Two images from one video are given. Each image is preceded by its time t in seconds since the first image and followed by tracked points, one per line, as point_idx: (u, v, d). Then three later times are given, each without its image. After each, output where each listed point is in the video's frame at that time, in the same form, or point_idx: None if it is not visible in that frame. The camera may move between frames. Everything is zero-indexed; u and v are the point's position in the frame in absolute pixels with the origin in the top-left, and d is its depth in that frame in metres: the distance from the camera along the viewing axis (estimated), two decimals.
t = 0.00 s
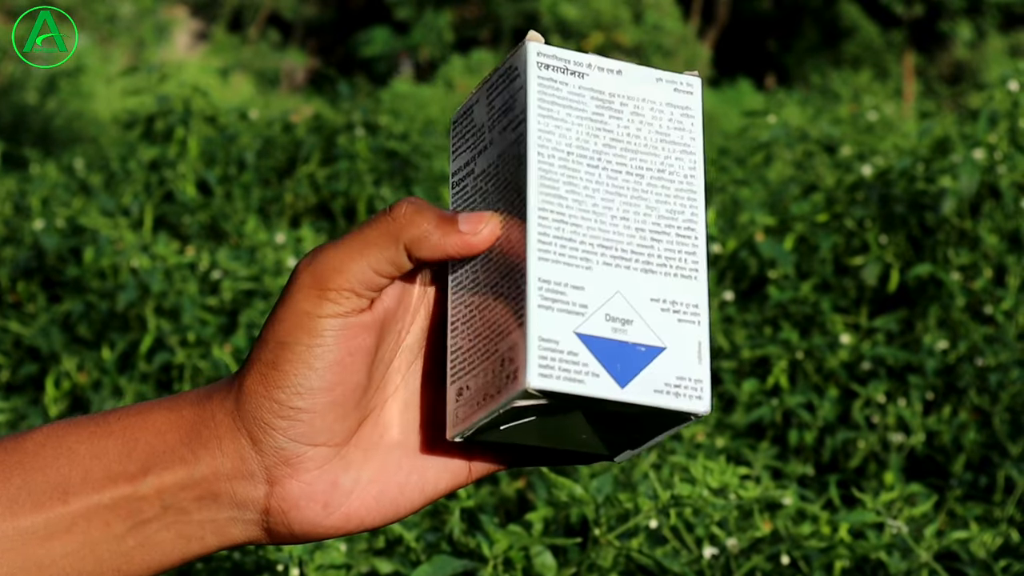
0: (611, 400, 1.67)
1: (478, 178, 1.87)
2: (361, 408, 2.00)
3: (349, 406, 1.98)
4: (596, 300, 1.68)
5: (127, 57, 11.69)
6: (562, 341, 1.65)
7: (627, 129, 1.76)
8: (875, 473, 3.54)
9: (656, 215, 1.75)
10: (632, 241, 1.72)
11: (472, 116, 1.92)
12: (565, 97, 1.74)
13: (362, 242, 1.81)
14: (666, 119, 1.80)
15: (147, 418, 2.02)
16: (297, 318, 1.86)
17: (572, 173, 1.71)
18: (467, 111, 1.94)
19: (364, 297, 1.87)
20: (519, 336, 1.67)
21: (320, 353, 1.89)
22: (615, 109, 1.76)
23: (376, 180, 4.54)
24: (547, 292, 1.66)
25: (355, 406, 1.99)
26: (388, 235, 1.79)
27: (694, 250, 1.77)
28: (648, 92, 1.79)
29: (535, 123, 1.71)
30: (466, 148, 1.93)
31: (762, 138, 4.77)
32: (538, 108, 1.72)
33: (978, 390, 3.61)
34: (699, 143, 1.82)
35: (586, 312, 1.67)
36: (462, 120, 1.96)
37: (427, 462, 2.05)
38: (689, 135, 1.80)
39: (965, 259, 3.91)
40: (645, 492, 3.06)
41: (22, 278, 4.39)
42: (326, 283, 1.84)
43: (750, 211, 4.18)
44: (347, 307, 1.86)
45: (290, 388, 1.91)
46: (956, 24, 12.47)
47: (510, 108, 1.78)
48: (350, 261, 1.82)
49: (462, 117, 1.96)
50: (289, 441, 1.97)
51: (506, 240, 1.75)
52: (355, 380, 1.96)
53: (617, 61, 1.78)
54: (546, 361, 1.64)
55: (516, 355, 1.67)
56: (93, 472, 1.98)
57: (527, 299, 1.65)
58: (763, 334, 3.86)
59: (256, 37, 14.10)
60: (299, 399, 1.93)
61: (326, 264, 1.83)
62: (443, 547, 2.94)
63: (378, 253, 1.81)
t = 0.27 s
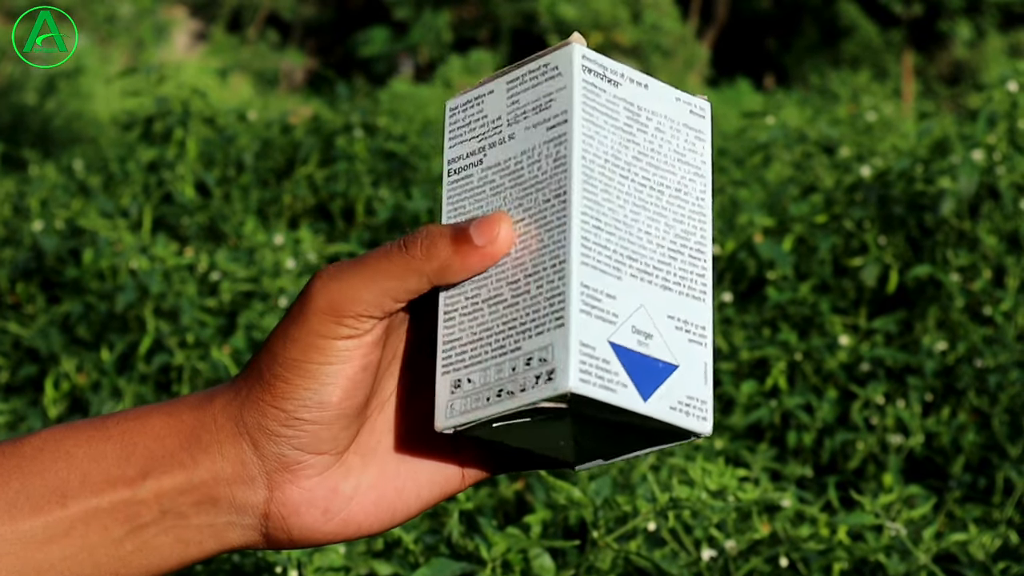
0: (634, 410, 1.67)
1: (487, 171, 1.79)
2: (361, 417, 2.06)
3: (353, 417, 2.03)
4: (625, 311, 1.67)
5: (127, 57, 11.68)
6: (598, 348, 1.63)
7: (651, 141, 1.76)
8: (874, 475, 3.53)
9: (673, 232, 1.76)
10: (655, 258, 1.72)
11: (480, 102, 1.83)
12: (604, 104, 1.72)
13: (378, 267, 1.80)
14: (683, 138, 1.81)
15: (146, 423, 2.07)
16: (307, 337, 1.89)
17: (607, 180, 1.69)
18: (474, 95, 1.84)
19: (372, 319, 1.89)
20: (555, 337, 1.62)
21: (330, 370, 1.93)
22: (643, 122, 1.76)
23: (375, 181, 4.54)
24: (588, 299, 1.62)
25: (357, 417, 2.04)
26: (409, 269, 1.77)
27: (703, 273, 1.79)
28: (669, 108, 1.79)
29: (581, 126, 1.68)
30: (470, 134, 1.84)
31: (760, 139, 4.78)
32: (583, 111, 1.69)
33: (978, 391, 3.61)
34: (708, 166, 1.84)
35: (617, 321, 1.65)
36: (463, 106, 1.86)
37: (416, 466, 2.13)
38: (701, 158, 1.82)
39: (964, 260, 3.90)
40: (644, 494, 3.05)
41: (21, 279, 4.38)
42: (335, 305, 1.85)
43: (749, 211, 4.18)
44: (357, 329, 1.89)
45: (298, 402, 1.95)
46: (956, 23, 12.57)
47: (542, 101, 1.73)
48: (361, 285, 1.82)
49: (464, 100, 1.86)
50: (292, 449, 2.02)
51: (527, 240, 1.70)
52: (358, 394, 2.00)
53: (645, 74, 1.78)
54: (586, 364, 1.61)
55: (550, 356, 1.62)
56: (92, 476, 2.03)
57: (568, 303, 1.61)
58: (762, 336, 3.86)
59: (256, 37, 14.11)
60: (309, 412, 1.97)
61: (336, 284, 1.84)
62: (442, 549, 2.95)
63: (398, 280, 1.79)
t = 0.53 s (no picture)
0: (619, 437, 1.69)
1: (486, 170, 1.76)
2: (368, 420, 1.98)
3: (360, 422, 1.96)
4: (619, 336, 1.68)
5: (125, 60, 11.70)
6: (595, 374, 1.64)
7: (653, 159, 1.77)
8: (873, 478, 3.53)
9: (665, 253, 1.77)
10: (648, 279, 1.74)
11: (482, 97, 1.79)
12: (616, 121, 1.72)
13: (376, 270, 1.75)
14: (681, 156, 1.81)
15: (152, 426, 2.01)
16: (314, 341, 1.83)
17: (613, 199, 1.69)
18: (476, 88, 1.80)
19: (381, 322, 1.83)
20: (557, 359, 1.62)
21: (336, 375, 1.87)
22: (648, 141, 1.77)
23: (373, 185, 4.54)
24: (590, 324, 1.64)
25: (364, 419, 1.96)
26: (403, 268, 1.73)
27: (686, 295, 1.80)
28: (671, 127, 1.80)
29: (595, 145, 1.68)
30: (467, 128, 1.80)
31: (759, 142, 4.79)
32: (597, 128, 1.69)
33: (976, 395, 3.61)
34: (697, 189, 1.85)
35: (611, 345, 1.67)
36: (462, 98, 1.82)
37: (422, 469, 2.04)
38: (694, 178, 1.83)
39: (963, 263, 3.90)
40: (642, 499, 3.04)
41: (20, 283, 4.38)
42: (340, 310, 1.80)
43: (747, 215, 4.18)
44: (365, 333, 1.83)
45: (304, 406, 1.89)
46: (955, 25, 12.84)
47: (554, 109, 1.71)
48: (364, 289, 1.77)
49: (462, 92, 1.81)
50: (299, 453, 1.95)
51: (527, 250, 1.69)
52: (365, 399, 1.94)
53: (652, 91, 1.79)
54: (585, 391, 1.62)
55: (549, 378, 1.63)
56: (97, 480, 1.97)
57: (572, 327, 1.62)
58: (760, 340, 3.86)
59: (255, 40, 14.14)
60: (314, 417, 1.90)
61: (340, 286, 1.79)
62: (442, 553, 2.96)
63: (399, 288, 1.75)
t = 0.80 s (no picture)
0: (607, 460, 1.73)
1: (493, 178, 1.76)
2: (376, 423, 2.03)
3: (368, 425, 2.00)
4: (615, 360, 1.72)
5: (122, 66, 11.73)
6: (593, 401, 1.68)
7: (655, 182, 1.81)
8: (871, 485, 3.54)
9: (658, 275, 1.81)
10: (643, 302, 1.78)
11: (493, 101, 1.79)
12: (629, 144, 1.74)
13: (378, 276, 1.77)
14: (679, 178, 1.85)
15: (162, 429, 2.06)
16: (321, 344, 1.87)
17: (620, 222, 1.72)
18: (488, 91, 1.79)
19: (387, 325, 1.85)
20: (560, 384, 1.66)
21: (344, 376, 1.91)
22: (653, 165, 1.80)
23: (372, 191, 4.54)
24: (594, 350, 1.67)
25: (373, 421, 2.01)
26: (402, 268, 1.73)
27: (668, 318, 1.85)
28: (672, 150, 1.84)
29: (611, 169, 1.70)
30: (475, 130, 1.79)
31: (757, 148, 4.79)
32: (614, 154, 1.71)
33: (974, 402, 3.61)
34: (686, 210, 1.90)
35: (608, 370, 1.71)
36: (471, 99, 1.81)
37: (426, 476, 2.07)
38: (686, 201, 1.86)
39: (960, 270, 3.91)
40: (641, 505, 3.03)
41: (18, 289, 4.38)
42: (344, 315, 1.82)
43: (745, 222, 4.18)
44: (371, 337, 1.86)
45: (313, 406, 1.94)
46: (952, 31, 13.82)
47: (571, 127, 1.73)
48: (369, 293, 1.78)
49: (471, 93, 1.80)
50: (308, 452, 2.00)
51: (532, 266, 1.71)
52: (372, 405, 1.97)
53: (661, 115, 1.82)
54: (583, 418, 1.66)
55: (550, 402, 1.66)
56: (107, 482, 2.02)
57: (577, 354, 1.66)
58: (759, 346, 3.86)
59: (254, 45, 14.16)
60: (323, 416, 1.95)
61: (345, 290, 1.81)
62: (439, 560, 2.96)
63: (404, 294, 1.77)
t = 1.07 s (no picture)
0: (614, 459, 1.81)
1: (494, 182, 1.83)
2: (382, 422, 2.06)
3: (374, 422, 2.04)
4: (619, 361, 1.81)
5: (120, 70, 11.76)
6: (602, 402, 1.77)
7: (649, 187, 1.90)
8: (869, 491, 3.55)
9: (652, 278, 1.92)
10: (639, 304, 1.87)
11: (491, 108, 1.86)
12: (627, 149, 1.83)
13: (385, 275, 1.80)
14: (668, 181, 1.96)
15: (166, 431, 2.10)
16: (325, 344, 1.91)
17: (621, 226, 1.81)
18: (486, 97, 1.86)
19: (392, 323, 1.89)
20: (572, 386, 1.74)
21: (349, 374, 1.94)
22: (648, 170, 1.89)
23: (370, 196, 4.54)
24: (602, 352, 1.76)
25: (378, 419, 2.05)
26: (408, 265, 1.78)
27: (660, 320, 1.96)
28: (663, 155, 1.94)
29: (615, 173, 1.78)
30: (474, 136, 1.86)
31: (755, 153, 4.80)
32: (617, 159, 1.79)
33: (972, 407, 3.61)
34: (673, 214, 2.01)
35: (614, 372, 1.79)
36: (467, 104, 1.88)
37: (431, 476, 2.10)
38: (674, 205, 1.97)
39: (958, 275, 3.90)
40: (638, 510, 3.03)
41: (16, 294, 4.37)
42: (348, 313, 1.86)
43: (743, 227, 4.18)
44: (376, 335, 1.90)
45: (318, 404, 1.98)
46: (951, 36, 14.05)
47: (572, 132, 1.80)
48: (377, 292, 1.82)
49: (468, 99, 1.87)
50: (312, 450, 2.03)
51: (537, 270, 1.79)
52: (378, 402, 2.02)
53: (654, 120, 1.91)
54: (596, 419, 1.74)
55: (563, 403, 1.74)
56: (111, 484, 2.06)
57: (589, 357, 1.74)
58: (757, 351, 3.86)
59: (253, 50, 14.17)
60: (328, 413, 1.99)
61: (350, 289, 1.84)
62: (436, 566, 2.97)
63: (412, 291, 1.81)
